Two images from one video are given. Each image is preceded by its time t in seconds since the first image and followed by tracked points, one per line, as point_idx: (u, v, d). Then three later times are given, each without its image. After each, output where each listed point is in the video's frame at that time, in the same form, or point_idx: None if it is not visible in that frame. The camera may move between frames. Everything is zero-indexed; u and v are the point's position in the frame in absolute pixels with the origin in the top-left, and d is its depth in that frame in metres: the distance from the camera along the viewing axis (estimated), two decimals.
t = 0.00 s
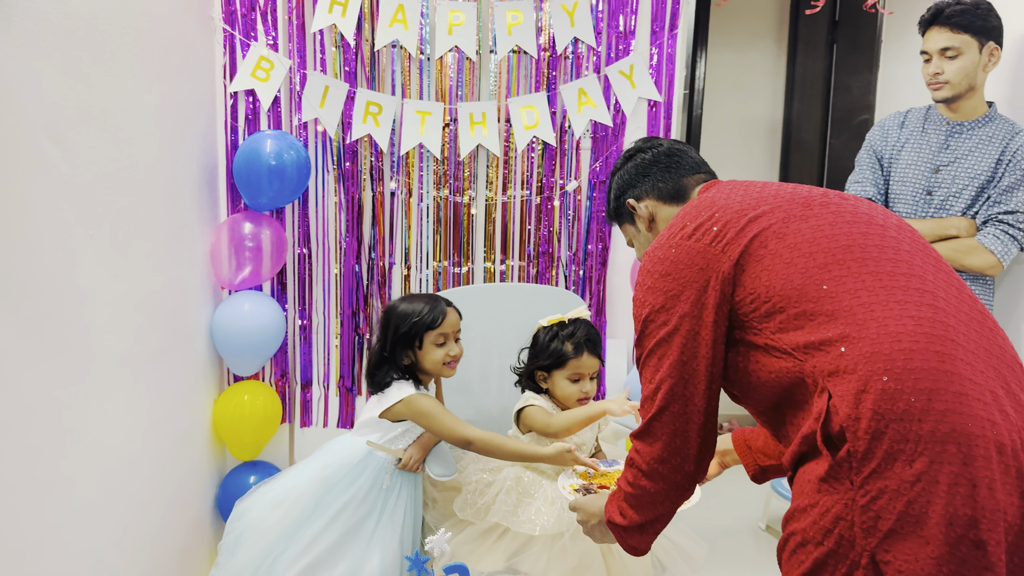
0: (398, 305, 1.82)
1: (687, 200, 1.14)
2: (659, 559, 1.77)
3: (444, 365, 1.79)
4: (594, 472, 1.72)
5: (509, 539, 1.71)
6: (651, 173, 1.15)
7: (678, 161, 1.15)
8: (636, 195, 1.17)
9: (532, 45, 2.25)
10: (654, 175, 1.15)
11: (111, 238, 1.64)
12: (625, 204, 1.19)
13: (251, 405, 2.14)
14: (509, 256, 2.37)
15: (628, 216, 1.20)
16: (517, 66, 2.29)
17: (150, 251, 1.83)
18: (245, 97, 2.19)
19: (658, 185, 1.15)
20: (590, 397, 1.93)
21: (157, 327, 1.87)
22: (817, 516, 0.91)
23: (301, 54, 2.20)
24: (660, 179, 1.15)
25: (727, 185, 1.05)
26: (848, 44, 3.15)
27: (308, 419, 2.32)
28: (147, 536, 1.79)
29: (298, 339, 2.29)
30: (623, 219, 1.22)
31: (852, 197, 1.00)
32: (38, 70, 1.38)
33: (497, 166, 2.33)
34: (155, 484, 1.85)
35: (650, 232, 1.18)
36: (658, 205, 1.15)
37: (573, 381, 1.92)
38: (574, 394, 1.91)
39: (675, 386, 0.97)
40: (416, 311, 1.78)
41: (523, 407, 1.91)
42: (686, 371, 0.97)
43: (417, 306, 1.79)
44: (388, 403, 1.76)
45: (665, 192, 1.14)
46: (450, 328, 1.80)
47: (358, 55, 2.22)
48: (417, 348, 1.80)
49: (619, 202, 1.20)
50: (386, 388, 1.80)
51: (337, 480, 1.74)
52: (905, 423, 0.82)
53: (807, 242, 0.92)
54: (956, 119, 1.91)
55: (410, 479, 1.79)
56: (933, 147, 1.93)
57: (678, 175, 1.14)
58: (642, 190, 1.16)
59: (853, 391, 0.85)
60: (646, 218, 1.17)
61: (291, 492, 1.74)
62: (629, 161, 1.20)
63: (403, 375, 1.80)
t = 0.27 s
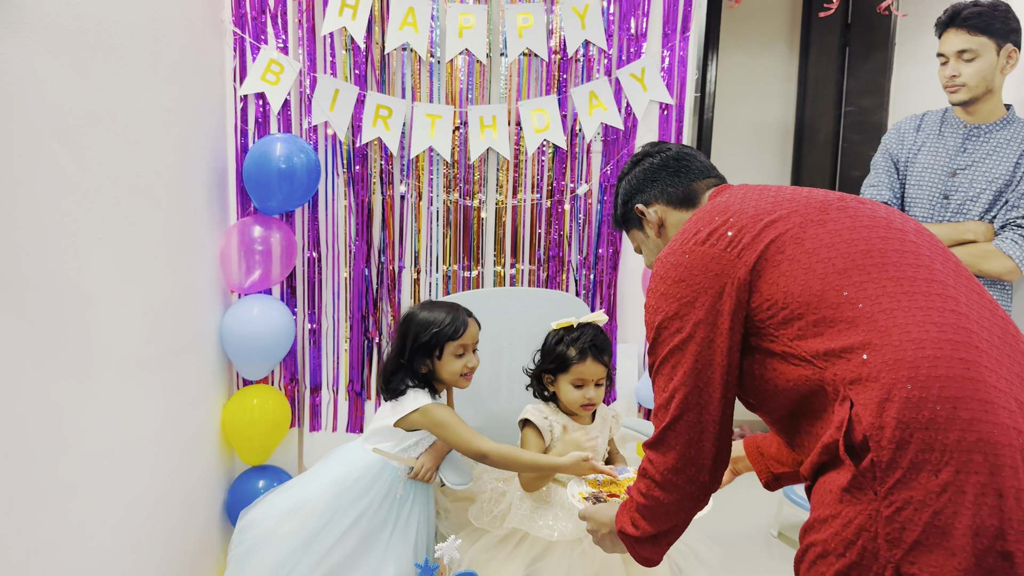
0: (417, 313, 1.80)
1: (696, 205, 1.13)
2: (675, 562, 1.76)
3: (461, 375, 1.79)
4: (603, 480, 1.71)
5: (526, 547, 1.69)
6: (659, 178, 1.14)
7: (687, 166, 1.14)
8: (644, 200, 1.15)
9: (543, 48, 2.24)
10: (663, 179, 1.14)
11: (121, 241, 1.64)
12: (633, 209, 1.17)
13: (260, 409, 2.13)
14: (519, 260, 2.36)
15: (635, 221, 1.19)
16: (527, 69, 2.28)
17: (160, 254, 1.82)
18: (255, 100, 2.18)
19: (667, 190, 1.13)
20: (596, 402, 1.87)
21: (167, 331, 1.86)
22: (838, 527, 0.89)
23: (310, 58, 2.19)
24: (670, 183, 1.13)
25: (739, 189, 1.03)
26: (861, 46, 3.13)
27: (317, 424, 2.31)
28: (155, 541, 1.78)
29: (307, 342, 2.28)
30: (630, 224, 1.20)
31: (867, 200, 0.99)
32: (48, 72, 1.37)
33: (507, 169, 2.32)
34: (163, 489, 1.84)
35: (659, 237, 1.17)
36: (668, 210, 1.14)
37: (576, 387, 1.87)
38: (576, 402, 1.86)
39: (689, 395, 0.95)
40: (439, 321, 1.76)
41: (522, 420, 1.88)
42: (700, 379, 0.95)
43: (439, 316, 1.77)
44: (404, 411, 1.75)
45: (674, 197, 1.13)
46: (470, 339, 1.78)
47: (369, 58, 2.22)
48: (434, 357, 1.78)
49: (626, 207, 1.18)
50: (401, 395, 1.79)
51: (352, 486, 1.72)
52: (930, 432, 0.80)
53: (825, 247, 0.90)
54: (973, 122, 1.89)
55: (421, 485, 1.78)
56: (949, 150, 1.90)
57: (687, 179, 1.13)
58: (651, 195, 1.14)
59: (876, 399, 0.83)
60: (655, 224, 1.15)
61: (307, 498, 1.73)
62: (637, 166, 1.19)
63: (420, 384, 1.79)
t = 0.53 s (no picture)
0: (428, 318, 1.81)
1: (701, 210, 1.13)
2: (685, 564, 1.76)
3: (472, 381, 1.79)
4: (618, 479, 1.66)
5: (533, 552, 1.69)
6: (664, 183, 1.13)
7: (692, 169, 1.13)
8: (649, 205, 1.15)
9: (551, 50, 2.24)
10: (668, 185, 1.13)
11: (129, 243, 1.64)
12: (637, 213, 1.17)
13: (268, 412, 2.14)
14: (527, 262, 2.35)
15: (639, 226, 1.18)
16: (536, 71, 2.28)
17: (168, 257, 1.82)
18: (263, 103, 2.19)
19: (672, 195, 1.13)
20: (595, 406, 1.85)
21: (175, 333, 1.87)
22: (852, 534, 0.88)
23: (319, 61, 2.20)
24: (674, 189, 1.13)
25: (746, 194, 1.03)
26: (869, 49, 3.12)
27: (325, 426, 2.32)
28: (163, 543, 1.79)
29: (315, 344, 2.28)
30: (634, 228, 1.19)
31: (876, 204, 0.98)
32: (57, 75, 1.38)
33: (515, 172, 2.32)
34: (171, 491, 1.84)
35: (663, 242, 1.16)
36: (673, 215, 1.13)
37: (576, 390, 1.86)
38: (575, 405, 1.85)
39: (700, 403, 0.95)
40: (452, 326, 1.77)
41: (519, 429, 1.87)
42: (710, 386, 0.94)
43: (453, 321, 1.78)
44: (411, 416, 1.75)
45: (679, 202, 1.12)
46: (481, 346, 1.79)
47: (377, 61, 2.22)
48: (446, 362, 1.78)
49: (630, 211, 1.18)
50: (410, 399, 1.78)
51: (358, 490, 1.72)
52: (946, 439, 0.80)
53: (836, 253, 0.90)
54: (986, 125, 1.87)
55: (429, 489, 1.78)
56: (962, 152, 1.89)
57: (693, 184, 1.12)
58: (655, 200, 1.14)
59: (891, 405, 0.82)
60: (660, 229, 1.14)
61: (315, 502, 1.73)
62: (641, 170, 1.18)
63: (429, 388, 1.79)
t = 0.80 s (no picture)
0: (437, 317, 1.82)
1: (704, 207, 1.13)
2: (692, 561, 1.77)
3: (477, 381, 1.79)
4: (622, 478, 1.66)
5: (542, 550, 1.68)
6: (666, 179, 1.14)
7: (694, 166, 1.13)
8: (650, 201, 1.15)
9: (555, 51, 2.24)
10: (670, 181, 1.13)
11: (135, 243, 1.65)
12: (638, 208, 1.17)
13: (272, 411, 2.14)
14: (530, 262, 2.36)
15: (640, 221, 1.18)
16: (540, 71, 2.28)
17: (174, 256, 1.83)
18: (268, 103, 2.20)
19: (674, 191, 1.13)
20: (599, 404, 1.85)
21: (180, 333, 1.87)
22: (860, 533, 0.88)
23: (324, 61, 2.20)
24: (676, 185, 1.13)
25: (750, 192, 1.03)
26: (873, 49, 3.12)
27: (329, 426, 2.32)
28: (168, 541, 1.79)
29: (320, 343, 2.29)
30: (635, 224, 1.20)
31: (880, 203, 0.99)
32: (63, 75, 1.39)
33: (519, 172, 2.32)
34: (176, 490, 1.85)
35: (664, 239, 1.17)
36: (675, 212, 1.14)
37: (578, 389, 1.86)
38: (579, 404, 1.85)
39: (707, 401, 0.95)
40: (460, 325, 1.77)
41: (525, 431, 1.87)
42: (717, 387, 0.95)
43: (460, 321, 1.78)
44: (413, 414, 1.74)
45: (681, 199, 1.13)
46: (488, 346, 1.79)
47: (381, 61, 2.22)
48: (452, 360, 1.78)
49: (632, 206, 1.18)
50: (415, 396, 1.78)
51: (360, 489, 1.72)
52: (955, 439, 0.80)
53: (843, 252, 0.90)
54: (992, 124, 1.87)
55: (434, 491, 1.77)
56: (967, 151, 1.89)
57: (695, 181, 1.12)
58: (657, 196, 1.14)
59: (900, 406, 0.82)
60: (662, 225, 1.15)
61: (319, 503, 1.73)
62: (642, 166, 1.18)
63: (435, 387, 1.79)
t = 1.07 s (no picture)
0: (437, 318, 1.81)
1: (701, 203, 1.12)
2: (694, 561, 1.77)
3: (477, 383, 1.78)
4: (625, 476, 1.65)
5: (546, 552, 1.68)
6: (663, 176, 1.13)
7: (692, 162, 1.13)
8: (647, 197, 1.14)
9: (554, 51, 2.24)
10: (667, 178, 1.13)
11: (134, 243, 1.65)
12: (634, 205, 1.16)
13: (271, 412, 2.14)
14: (530, 263, 2.35)
15: (636, 217, 1.18)
16: (539, 72, 2.28)
17: (173, 257, 1.83)
18: (267, 104, 2.19)
19: (671, 188, 1.12)
20: (599, 404, 1.85)
21: (179, 334, 1.87)
22: (866, 535, 0.88)
23: (323, 61, 2.20)
24: (674, 182, 1.12)
25: (751, 191, 1.03)
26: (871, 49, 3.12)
27: (328, 426, 2.32)
28: (167, 542, 1.79)
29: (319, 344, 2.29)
30: (630, 219, 1.19)
31: (883, 203, 0.99)
32: (63, 76, 1.39)
33: (518, 172, 2.32)
34: (175, 491, 1.84)
35: (661, 235, 1.16)
36: (672, 209, 1.13)
37: (578, 389, 1.86)
38: (579, 404, 1.85)
39: (709, 403, 0.95)
40: (461, 327, 1.77)
41: (529, 433, 1.86)
42: (721, 389, 0.95)
43: (462, 322, 1.78)
44: (410, 415, 1.74)
45: (679, 195, 1.12)
46: (489, 348, 1.79)
47: (380, 61, 2.22)
48: (453, 361, 1.78)
49: (628, 202, 1.17)
50: (414, 397, 1.78)
51: (359, 493, 1.72)
52: (962, 443, 0.80)
53: (848, 255, 0.90)
54: (991, 125, 1.88)
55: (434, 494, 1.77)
56: (966, 152, 1.89)
57: (692, 178, 1.12)
58: (654, 192, 1.13)
59: (906, 411, 0.82)
60: (659, 222, 1.14)
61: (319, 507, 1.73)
62: (639, 161, 1.18)
63: (434, 388, 1.78)
